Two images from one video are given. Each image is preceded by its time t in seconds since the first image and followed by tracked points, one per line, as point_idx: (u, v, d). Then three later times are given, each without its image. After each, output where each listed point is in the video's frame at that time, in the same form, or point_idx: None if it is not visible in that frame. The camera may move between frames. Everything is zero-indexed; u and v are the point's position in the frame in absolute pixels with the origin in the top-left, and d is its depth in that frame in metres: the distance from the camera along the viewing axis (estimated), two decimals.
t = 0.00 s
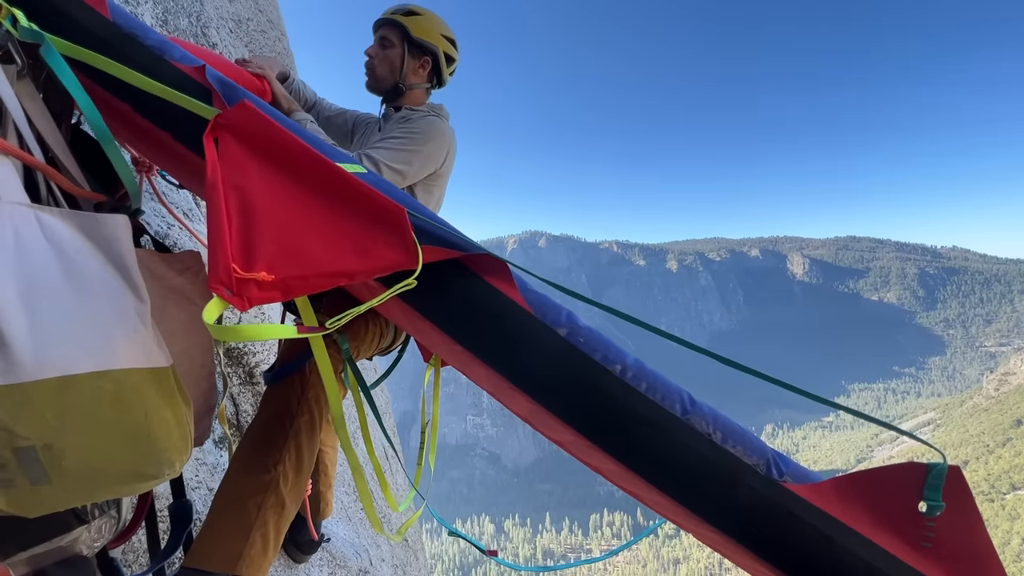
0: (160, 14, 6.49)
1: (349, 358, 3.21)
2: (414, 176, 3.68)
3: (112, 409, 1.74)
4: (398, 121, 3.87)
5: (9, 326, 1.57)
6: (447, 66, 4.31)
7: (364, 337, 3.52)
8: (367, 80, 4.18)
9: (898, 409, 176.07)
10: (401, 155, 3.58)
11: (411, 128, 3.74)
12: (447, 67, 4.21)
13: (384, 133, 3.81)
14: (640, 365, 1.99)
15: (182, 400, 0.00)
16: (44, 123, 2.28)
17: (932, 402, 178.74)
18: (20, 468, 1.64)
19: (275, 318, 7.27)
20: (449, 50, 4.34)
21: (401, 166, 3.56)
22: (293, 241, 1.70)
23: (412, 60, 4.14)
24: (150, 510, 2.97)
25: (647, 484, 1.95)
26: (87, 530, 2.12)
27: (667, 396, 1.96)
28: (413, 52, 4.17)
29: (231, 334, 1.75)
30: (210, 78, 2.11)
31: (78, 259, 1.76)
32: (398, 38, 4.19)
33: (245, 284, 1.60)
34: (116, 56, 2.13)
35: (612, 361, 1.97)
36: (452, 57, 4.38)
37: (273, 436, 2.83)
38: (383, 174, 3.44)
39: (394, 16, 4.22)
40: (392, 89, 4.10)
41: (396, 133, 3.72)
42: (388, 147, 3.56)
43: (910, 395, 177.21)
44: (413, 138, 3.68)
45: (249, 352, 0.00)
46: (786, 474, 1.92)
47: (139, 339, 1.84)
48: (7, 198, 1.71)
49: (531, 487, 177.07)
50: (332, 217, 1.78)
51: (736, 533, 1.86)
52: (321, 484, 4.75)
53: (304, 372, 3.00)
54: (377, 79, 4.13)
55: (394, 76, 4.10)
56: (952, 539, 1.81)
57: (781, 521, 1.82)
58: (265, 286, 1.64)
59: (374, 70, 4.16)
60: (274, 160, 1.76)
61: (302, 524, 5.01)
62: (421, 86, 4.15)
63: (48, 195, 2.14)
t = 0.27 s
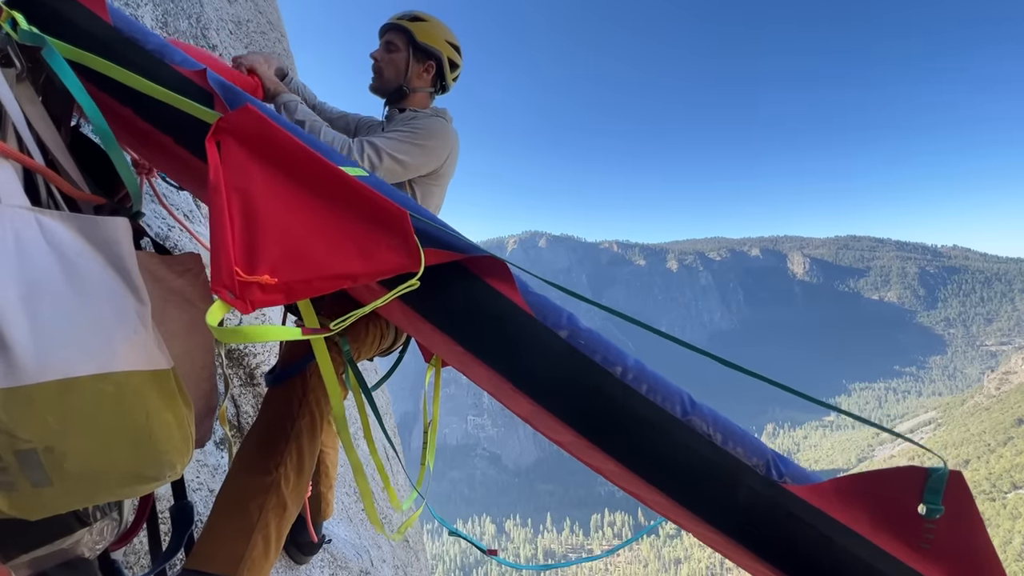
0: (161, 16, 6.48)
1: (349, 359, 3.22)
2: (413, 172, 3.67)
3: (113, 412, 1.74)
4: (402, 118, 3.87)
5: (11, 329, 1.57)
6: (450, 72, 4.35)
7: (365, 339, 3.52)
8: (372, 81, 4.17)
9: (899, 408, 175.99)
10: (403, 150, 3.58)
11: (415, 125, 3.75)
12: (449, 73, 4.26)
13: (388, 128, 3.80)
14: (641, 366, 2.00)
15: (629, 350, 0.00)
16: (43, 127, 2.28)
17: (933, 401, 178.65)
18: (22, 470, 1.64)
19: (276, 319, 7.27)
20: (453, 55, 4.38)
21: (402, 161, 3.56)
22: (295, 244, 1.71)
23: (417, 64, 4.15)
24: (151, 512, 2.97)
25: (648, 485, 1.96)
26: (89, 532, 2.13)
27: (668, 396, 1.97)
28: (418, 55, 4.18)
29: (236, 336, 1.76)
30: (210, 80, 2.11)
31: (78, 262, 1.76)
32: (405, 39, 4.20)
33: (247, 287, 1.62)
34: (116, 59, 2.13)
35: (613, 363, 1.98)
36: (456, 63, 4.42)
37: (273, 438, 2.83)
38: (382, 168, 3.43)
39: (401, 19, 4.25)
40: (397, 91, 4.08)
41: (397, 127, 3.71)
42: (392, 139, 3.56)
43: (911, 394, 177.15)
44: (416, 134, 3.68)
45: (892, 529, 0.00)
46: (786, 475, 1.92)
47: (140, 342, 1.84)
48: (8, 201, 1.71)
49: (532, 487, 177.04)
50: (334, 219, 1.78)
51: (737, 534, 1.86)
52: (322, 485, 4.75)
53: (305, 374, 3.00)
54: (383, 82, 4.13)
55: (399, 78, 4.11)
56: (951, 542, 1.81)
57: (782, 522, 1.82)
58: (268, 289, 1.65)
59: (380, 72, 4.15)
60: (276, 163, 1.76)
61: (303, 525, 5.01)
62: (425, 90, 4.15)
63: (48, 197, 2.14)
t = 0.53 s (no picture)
0: (161, 19, 6.47)
1: (350, 364, 3.23)
2: (409, 173, 3.68)
3: (116, 419, 1.75)
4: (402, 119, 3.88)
5: (14, 339, 1.58)
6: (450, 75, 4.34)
7: (366, 343, 3.54)
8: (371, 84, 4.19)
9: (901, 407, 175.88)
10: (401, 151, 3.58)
11: (413, 125, 3.75)
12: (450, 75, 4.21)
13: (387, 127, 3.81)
14: (641, 374, 2.01)
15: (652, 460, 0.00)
16: (45, 134, 2.29)
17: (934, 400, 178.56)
18: (25, 478, 1.65)
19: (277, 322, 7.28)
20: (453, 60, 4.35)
21: (398, 160, 3.57)
22: (296, 254, 1.72)
23: (415, 68, 4.16)
24: (153, 517, 2.98)
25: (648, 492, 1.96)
26: (93, 538, 2.11)
27: (667, 404, 1.98)
28: (418, 59, 4.18)
29: (236, 346, 1.76)
30: (211, 89, 2.11)
31: (80, 270, 1.77)
32: (405, 41, 4.19)
33: (248, 297, 1.62)
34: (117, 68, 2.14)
35: (613, 370, 1.99)
36: (456, 68, 4.39)
37: (274, 443, 2.83)
38: (375, 167, 3.44)
39: (402, 22, 4.23)
40: (397, 96, 4.13)
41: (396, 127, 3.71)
42: (389, 137, 3.56)
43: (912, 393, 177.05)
44: (414, 134, 3.69)
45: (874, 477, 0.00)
46: (785, 482, 1.92)
47: (142, 350, 1.85)
48: (10, 211, 1.72)
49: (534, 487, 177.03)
50: (335, 228, 1.79)
51: (737, 541, 1.87)
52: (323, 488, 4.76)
53: (306, 379, 3.00)
54: (381, 85, 4.14)
55: (399, 81, 4.11)
56: (951, 549, 1.82)
57: (781, 528, 1.83)
58: (270, 299, 1.65)
59: (379, 75, 4.16)
60: (276, 172, 1.77)
61: (305, 528, 5.02)
62: (424, 94, 4.20)
63: (50, 205, 2.15)
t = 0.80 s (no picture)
0: (162, 23, 6.46)
1: (354, 368, 3.24)
2: (408, 176, 3.69)
3: (122, 430, 1.76)
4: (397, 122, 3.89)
5: (21, 351, 1.60)
6: (443, 75, 4.33)
7: (369, 347, 3.55)
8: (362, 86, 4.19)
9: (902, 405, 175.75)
10: (398, 154, 3.60)
11: (410, 128, 3.76)
12: (442, 75, 4.23)
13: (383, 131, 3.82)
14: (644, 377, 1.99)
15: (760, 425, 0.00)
16: (48, 144, 2.31)
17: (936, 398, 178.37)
18: (33, 489, 1.66)
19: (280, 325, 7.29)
20: (446, 61, 4.36)
21: (397, 164, 3.58)
22: (302, 261, 1.72)
23: (407, 69, 4.16)
24: (157, 523, 2.99)
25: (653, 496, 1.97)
26: (99, 546, 2.12)
27: (670, 409, 1.97)
28: (409, 61, 4.19)
29: (246, 352, 1.78)
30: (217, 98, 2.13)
31: (86, 281, 1.78)
32: (396, 43, 4.20)
33: (255, 304, 1.64)
34: (120, 77, 2.15)
35: (616, 374, 1.98)
36: (449, 67, 4.40)
37: (279, 449, 2.84)
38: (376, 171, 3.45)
39: (391, 23, 4.25)
40: (387, 96, 4.13)
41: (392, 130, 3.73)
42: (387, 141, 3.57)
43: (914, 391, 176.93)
44: (411, 137, 3.70)
45: None
46: (789, 486, 1.92)
47: (147, 360, 1.86)
48: (17, 223, 1.73)
49: (535, 487, 177.05)
50: (341, 235, 1.78)
51: (740, 544, 1.88)
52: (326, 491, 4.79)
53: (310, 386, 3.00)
54: (372, 87, 4.15)
55: (389, 82, 4.12)
56: (955, 554, 1.82)
57: (785, 533, 1.84)
58: (276, 306, 1.67)
59: (370, 77, 4.17)
60: (282, 179, 1.77)
61: (308, 531, 5.03)
62: (417, 95, 4.19)
63: (54, 215, 2.17)
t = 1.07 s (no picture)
0: (163, 26, 6.45)
1: (357, 373, 3.24)
2: (409, 165, 3.62)
3: (128, 439, 1.77)
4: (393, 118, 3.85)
5: (29, 362, 1.60)
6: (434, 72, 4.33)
7: (373, 351, 3.56)
8: (353, 86, 4.21)
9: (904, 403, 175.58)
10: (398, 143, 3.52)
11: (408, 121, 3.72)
12: (433, 73, 4.22)
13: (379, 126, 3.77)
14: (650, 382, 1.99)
15: None
16: (53, 152, 2.31)
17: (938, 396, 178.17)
18: (41, 499, 1.66)
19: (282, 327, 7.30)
20: (436, 57, 4.31)
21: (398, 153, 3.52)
22: (311, 269, 1.72)
23: (398, 68, 4.16)
24: (162, 528, 3.00)
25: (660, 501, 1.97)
26: (106, 554, 2.13)
27: (676, 413, 1.97)
28: (400, 59, 4.18)
29: (257, 361, 1.78)
30: (223, 104, 2.13)
31: (91, 290, 1.79)
32: (385, 42, 4.19)
33: (267, 313, 1.62)
34: (125, 84, 2.15)
35: (622, 379, 1.98)
36: (439, 64, 4.37)
37: (284, 456, 2.85)
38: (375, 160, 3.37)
39: (378, 22, 4.23)
40: (379, 97, 4.16)
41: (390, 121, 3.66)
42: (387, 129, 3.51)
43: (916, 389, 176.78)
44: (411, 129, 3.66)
45: None
46: (793, 490, 1.92)
47: (154, 369, 1.87)
48: (23, 233, 1.73)
49: (537, 486, 177.10)
50: (350, 243, 1.79)
51: (748, 549, 1.88)
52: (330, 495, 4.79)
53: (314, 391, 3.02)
54: (363, 88, 4.16)
55: (379, 82, 4.13)
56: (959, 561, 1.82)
57: (792, 539, 1.83)
58: (288, 314, 1.66)
59: (360, 78, 4.18)
60: (291, 187, 1.76)
61: (312, 534, 5.04)
62: (409, 94, 4.22)
63: (59, 223, 2.17)
